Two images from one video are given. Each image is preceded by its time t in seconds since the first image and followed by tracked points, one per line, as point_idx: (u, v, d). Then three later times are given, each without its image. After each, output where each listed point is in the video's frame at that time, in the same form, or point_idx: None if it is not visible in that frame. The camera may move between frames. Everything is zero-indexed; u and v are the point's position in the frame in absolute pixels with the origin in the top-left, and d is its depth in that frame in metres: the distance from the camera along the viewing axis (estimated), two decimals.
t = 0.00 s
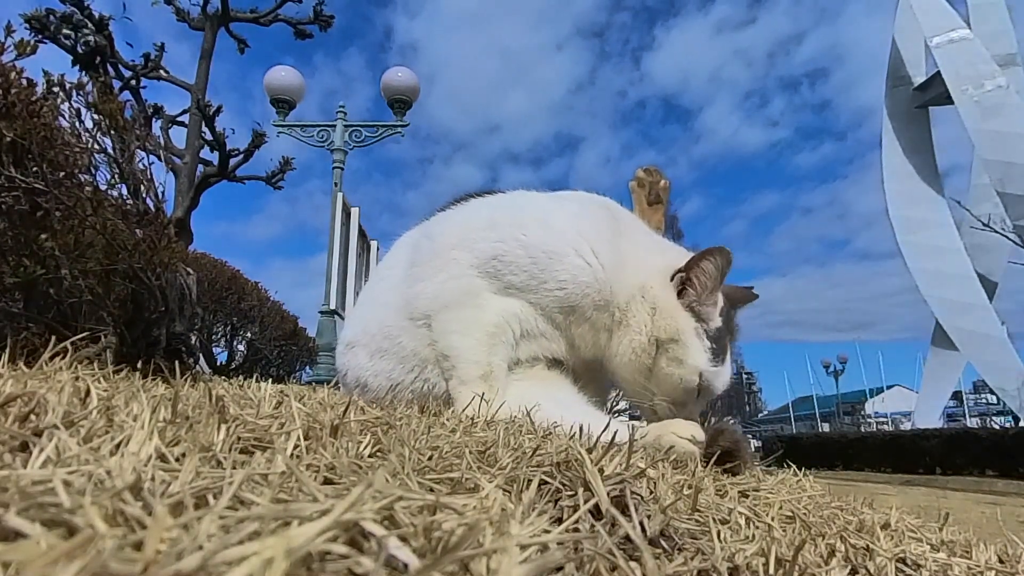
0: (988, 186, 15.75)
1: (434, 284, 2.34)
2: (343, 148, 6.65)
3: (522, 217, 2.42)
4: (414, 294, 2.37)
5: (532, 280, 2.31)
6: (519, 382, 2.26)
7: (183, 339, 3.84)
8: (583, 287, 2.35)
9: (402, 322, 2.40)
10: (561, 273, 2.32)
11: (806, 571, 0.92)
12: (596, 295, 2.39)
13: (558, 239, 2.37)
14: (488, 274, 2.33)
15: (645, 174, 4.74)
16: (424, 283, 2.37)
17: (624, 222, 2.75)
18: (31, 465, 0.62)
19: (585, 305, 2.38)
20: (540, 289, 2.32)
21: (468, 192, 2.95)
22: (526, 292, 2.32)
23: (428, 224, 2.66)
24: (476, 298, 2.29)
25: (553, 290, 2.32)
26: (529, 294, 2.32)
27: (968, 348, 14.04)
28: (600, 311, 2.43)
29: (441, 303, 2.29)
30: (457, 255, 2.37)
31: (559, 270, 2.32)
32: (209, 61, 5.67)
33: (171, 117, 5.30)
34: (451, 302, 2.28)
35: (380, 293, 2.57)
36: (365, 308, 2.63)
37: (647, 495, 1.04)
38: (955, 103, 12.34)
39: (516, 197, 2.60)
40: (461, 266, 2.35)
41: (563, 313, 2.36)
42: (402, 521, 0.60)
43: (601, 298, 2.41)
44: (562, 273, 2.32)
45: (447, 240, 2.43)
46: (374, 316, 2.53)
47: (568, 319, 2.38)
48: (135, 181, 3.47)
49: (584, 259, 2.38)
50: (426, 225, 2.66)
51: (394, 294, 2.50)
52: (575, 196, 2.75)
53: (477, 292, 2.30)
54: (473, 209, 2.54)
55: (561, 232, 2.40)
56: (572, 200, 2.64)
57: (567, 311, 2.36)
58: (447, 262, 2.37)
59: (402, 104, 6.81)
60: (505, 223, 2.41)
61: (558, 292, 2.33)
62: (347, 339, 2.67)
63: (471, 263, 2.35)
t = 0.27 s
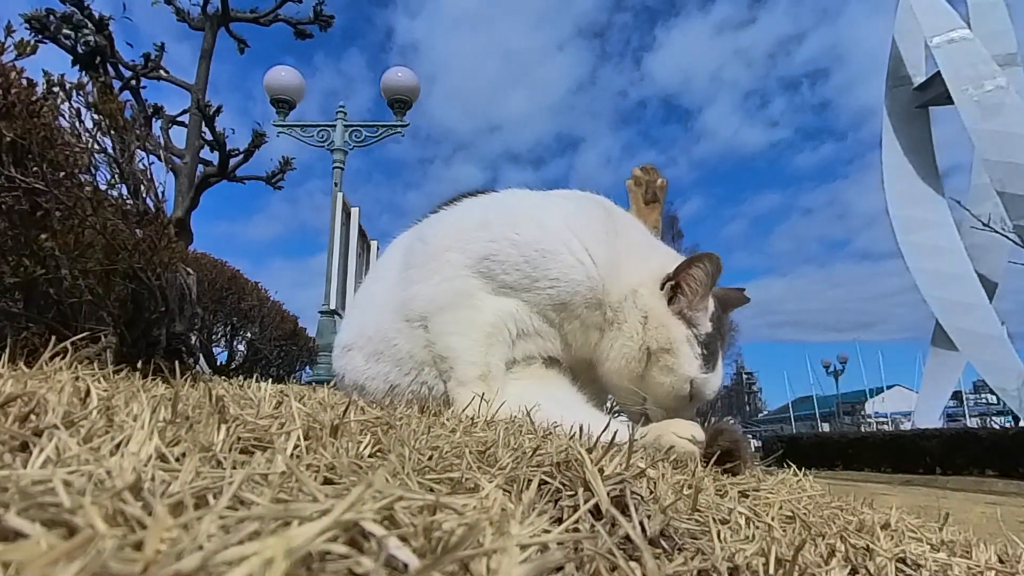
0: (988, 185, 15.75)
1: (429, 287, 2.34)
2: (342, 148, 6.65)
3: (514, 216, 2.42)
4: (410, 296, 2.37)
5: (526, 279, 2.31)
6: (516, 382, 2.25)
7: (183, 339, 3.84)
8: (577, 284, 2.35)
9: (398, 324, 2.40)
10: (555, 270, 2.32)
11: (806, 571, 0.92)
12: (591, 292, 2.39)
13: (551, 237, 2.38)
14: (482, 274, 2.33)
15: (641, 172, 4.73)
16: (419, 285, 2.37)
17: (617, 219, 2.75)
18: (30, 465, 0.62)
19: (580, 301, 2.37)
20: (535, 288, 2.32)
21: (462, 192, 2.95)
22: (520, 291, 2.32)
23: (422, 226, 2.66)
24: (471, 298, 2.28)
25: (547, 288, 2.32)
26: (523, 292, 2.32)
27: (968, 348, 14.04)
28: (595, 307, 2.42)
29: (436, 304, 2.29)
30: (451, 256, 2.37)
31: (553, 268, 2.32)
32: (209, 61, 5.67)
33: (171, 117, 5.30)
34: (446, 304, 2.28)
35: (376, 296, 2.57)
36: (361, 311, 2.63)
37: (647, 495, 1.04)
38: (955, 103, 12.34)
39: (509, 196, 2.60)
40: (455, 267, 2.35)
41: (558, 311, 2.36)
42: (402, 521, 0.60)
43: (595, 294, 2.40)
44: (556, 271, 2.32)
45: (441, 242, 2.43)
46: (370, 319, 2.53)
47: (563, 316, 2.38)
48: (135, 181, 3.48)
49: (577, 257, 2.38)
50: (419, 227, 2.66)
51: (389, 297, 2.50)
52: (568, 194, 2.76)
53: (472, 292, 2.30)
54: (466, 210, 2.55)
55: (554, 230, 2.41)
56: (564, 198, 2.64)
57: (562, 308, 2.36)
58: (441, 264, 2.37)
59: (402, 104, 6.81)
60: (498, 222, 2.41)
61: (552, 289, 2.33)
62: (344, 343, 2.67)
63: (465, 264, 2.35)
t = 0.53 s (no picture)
0: (988, 186, 15.75)
1: (428, 286, 2.34)
2: (342, 148, 6.65)
3: (514, 217, 2.43)
4: (409, 296, 2.37)
5: (525, 280, 2.32)
6: (515, 382, 2.25)
7: (183, 339, 3.84)
8: (576, 285, 2.36)
9: (397, 324, 2.40)
10: (554, 272, 2.32)
11: (806, 571, 0.92)
12: (587, 296, 2.40)
13: (550, 238, 2.38)
14: (481, 274, 2.33)
15: (643, 174, 4.73)
16: (418, 285, 2.37)
17: (616, 221, 2.76)
18: (30, 465, 0.62)
19: (578, 302, 2.38)
20: (533, 289, 2.32)
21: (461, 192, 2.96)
22: (519, 292, 2.32)
23: (421, 226, 2.66)
24: (470, 299, 2.29)
25: (546, 289, 2.33)
26: (522, 293, 2.32)
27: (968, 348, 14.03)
28: (592, 310, 2.43)
29: (435, 305, 2.29)
30: (450, 256, 2.38)
31: (551, 269, 2.32)
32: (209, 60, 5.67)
33: (171, 117, 5.30)
34: (445, 304, 2.28)
35: (375, 296, 2.57)
36: (359, 311, 2.63)
37: (647, 495, 1.04)
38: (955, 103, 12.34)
39: (508, 197, 2.61)
40: (454, 267, 2.36)
41: (556, 312, 2.36)
42: (402, 521, 0.60)
43: (591, 295, 2.41)
44: (554, 272, 2.33)
45: (441, 241, 2.43)
46: (368, 319, 2.53)
47: (561, 317, 2.39)
48: (135, 181, 3.48)
49: (574, 258, 2.39)
50: (419, 227, 2.66)
51: (388, 296, 2.50)
52: (566, 194, 2.76)
53: (471, 292, 2.30)
54: (466, 209, 2.55)
55: (553, 230, 2.41)
56: (563, 199, 2.65)
57: (560, 310, 2.36)
58: (440, 264, 2.37)
59: (402, 104, 6.81)
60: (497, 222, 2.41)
61: (550, 291, 2.33)
62: (343, 343, 2.68)
63: (464, 264, 2.36)
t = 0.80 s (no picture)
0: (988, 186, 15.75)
1: (435, 285, 2.34)
2: (343, 148, 6.65)
3: (522, 218, 2.43)
4: (415, 295, 2.37)
5: (533, 280, 2.32)
6: (517, 383, 2.25)
7: (183, 339, 3.84)
8: (583, 287, 2.36)
9: (403, 321, 2.40)
10: (561, 273, 2.33)
11: (805, 571, 0.92)
12: (595, 295, 2.40)
13: (559, 240, 2.38)
14: (489, 274, 2.33)
15: (649, 177, 4.72)
16: (424, 283, 2.37)
17: (624, 224, 2.76)
18: (31, 465, 0.62)
19: (586, 304, 2.38)
20: (540, 290, 2.32)
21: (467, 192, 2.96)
22: (526, 292, 2.32)
23: (428, 224, 2.66)
24: (477, 298, 2.28)
25: (553, 290, 2.33)
26: (529, 294, 2.33)
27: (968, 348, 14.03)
28: (600, 312, 2.43)
29: (441, 303, 2.29)
30: (458, 255, 2.38)
31: (559, 271, 2.33)
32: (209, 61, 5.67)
33: (171, 117, 5.30)
34: (452, 302, 2.28)
35: (381, 293, 2.57)
36: (365, 308, 2.63)
37: (647, 495, 1.04)
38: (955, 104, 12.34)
39: (516, 197, 2.60)
40: (462, 266, 2.35)
41: (563, 312, 2.37)
42: (402, 521, 0.60)
43: (602, 298, 2.42)
44: (562, 274, 2.33)
45: (448, 240, 2.43)
46: (374, 316, 2.53)
47: (569, 318, 2.39)
48: (135, 181, 3.48)
49: (583, 260, 2.39)
50: (426, 225, 2.66)
51: (394, 294, 2.50)
52: (575, 196, 2.76)
53: (478, 292, 2.30)
54: (474, 209, 2.55)
55: (561, 232, 2.41)
56: (571, 201, 2.65)
57: (567, 311, 2.37)
58: (448, 262, 2.37)
59: (402, 104, 6.81)
60: (506, 223, 2.41)
61: (558, 292, 2.33)
62: (348, 339, 2.68)
63: (472, 263, 2.35)
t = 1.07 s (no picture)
0: (988, 186, 15.75)
1: (432, 285, 2.34)
2: (343, 148, 6.65)
3: (518, 216, 2.42)
4: (412, 295, 2.37)
5: (529, 279, 2.32)
6: (516, 382, 2.25)
7: (183, 339, 3.84)
8: (578, 285, 2.36)
9: (400, 323, 2.40)
10: (556, 271, 2.33)
11: (806, 571, 0.92)
12: (591, 293, 2.41)
13: (554, 238, 2.38)
14: (485, 273, 2.33)
15: (647, 175, 4.73)
16: (421, 284, 2.37)
17: (619, 221, 2.76)
18: (30, 465, 0.62)
19: (580, 302, 2.39)
20: (536, 288, 2.32)
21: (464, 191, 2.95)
22: (522, 291, 2.32)
23: (425, 225, 2.65)
24: (474, 297, 2.28)
25: (549, 288, 2.33)
26: (525, 292, 2.33)
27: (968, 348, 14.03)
28: (592, 308, 2.43)
29: (438, 303, 2.29)
30: (454, 255, 2.37)
31: (554, 269, 2.33)
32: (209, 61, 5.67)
33: (171, 117, 5.30)
34: (449, 303, 2.28)
35: (378, 295, 2.57)
36: (363, 309, 2.63)
37: (647, 495, 1.04)
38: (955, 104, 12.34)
39: (512, 196, 2.60)
40: (458, 266, 2.35)
41: (558, 310, 2.37)
42: (402, 521, 0.60)
43: (591, 295, 2.42)
44: (557, 272, 2.33)
45: (444, 240, 2.43)
46: (372, 317, 2.53)
47: (563, 316, 2.39)
48: (135, 181, 3.48)
49: (578, 258, 2.39)
50: (423, 226, 2.66)
51: (391, 295, 2.50)
52: (570, 194, 2.76)
53: (474, 291, 2.30)
54: (469, 209, 2.54)
55: (556, 230, 2.41)
56: (567, 199, 2.65)
57: (562, 309, 2.37)
58: (444, 263, 2.37)
59: (402, 104, 6.81)
60: (501, 222, 2.41)
61: (553, 290, 2.34)
62: (346, 341, 2.67)
63: (468, 263, 2.35)
